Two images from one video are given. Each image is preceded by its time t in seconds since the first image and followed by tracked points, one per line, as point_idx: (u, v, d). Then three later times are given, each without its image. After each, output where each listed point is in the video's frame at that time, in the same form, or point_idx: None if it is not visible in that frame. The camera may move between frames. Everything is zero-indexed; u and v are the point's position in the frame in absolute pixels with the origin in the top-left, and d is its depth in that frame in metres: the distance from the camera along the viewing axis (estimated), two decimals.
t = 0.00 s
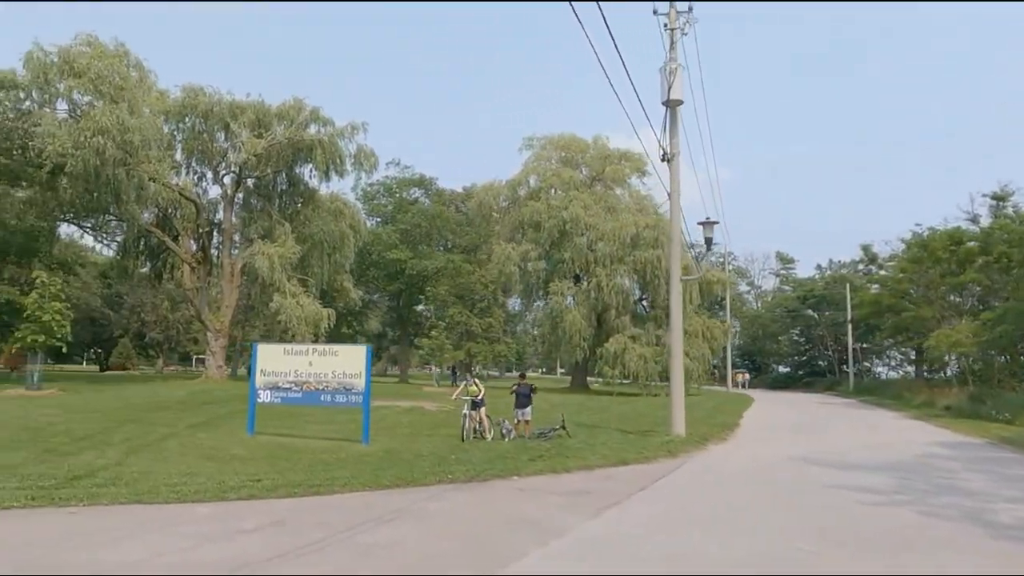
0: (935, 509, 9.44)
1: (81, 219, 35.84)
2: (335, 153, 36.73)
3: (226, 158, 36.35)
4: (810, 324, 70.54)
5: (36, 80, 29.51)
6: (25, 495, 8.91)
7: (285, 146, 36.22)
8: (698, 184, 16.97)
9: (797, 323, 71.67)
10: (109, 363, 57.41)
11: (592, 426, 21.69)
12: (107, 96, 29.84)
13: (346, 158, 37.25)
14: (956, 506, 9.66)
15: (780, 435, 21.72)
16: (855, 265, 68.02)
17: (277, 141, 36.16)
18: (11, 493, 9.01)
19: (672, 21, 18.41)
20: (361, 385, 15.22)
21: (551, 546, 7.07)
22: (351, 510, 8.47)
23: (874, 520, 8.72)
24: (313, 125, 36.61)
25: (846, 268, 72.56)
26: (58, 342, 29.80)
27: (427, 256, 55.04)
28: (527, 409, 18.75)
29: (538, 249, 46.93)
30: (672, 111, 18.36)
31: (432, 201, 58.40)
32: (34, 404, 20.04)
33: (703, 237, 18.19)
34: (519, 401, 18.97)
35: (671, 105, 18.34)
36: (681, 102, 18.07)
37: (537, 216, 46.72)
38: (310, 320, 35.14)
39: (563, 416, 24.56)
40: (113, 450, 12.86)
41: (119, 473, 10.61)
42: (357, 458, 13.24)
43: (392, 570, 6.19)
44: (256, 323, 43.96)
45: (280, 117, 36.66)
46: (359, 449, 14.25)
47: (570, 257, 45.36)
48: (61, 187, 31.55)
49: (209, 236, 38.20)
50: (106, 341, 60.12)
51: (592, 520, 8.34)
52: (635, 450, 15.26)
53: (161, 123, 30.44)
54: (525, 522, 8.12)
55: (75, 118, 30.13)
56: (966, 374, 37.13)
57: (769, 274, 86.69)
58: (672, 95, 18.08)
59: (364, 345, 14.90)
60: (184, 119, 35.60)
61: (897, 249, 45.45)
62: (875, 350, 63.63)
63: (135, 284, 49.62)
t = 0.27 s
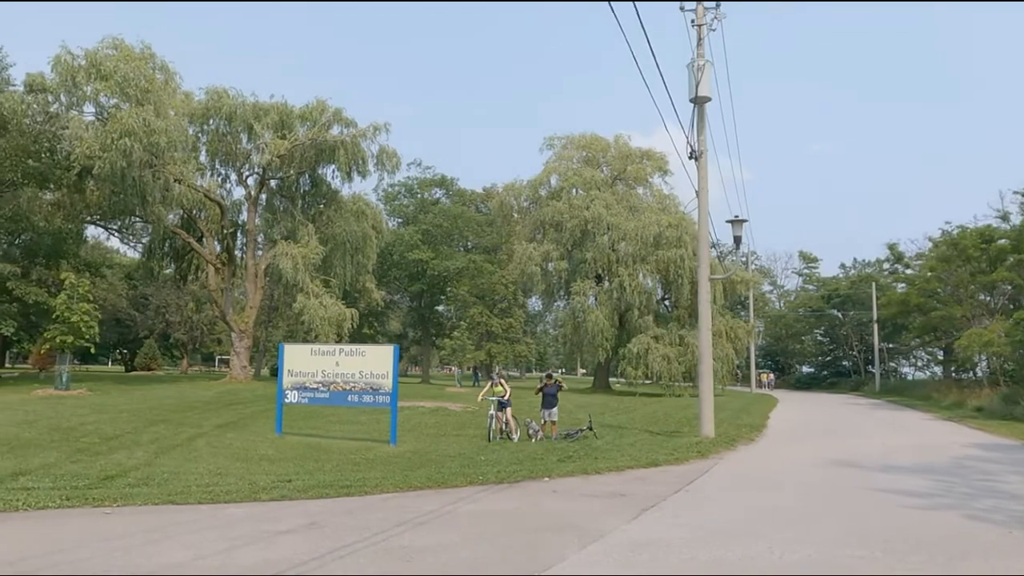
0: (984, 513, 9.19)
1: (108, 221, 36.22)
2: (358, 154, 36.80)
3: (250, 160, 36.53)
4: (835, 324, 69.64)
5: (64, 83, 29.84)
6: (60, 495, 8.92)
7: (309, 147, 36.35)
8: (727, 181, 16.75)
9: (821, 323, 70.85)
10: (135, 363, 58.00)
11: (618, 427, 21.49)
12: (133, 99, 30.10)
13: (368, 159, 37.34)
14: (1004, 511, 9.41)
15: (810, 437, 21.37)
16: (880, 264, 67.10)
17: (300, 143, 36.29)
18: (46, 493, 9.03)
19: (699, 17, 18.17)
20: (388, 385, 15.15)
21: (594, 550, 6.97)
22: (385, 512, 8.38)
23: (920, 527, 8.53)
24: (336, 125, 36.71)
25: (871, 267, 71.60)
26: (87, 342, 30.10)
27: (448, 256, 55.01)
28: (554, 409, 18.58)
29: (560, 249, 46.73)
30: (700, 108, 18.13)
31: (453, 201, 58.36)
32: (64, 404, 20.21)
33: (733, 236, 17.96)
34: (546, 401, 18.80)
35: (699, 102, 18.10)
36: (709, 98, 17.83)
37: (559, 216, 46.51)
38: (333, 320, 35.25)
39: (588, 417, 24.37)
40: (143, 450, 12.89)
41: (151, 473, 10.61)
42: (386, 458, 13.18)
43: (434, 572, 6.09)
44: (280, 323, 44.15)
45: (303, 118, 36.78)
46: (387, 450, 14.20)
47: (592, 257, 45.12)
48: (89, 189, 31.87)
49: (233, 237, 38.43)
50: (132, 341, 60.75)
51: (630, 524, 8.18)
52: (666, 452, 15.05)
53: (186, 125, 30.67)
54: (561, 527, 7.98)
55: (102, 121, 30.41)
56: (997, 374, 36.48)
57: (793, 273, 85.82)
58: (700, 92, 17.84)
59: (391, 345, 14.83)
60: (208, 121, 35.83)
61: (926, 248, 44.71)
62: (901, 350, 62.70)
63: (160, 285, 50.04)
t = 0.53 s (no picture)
0: None
1: (133, 222, 36.50)
2: (380, 154, 36.83)
3: (272, 161, 36.63)
4: (859, 324, 68.74)
5: (89, 85, 30.10)
6: (90, 495, 8.86)
7: (330, 148, 36.44)
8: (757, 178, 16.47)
9: (845, 323, 69.99)
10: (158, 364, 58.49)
11: (644, 428, 21.25)
12: (157, 100, 30.29)
13: (389, 159, 37.34)
14: None
15: (841, 438, 20.97)
16: (905, 263, 66.15)
17: (322, 143, 36.38)
18: (76, 493, 8.97)
19: (727, 12, 17.87)
20: (415, 385, 15.03)
21: (635, 553, 6.77)
22: (416, 514, 8.23)
23: (970, 531, 8.23)
24: (357, 126, 36.74)
25: (896, 266, 70.63)
26: (113, 342, 30.32)
27: (469, 256, 54.93)
28: (580, 410, 18.39)
29: (581, 249, 46.47)
30: (729, 104, 17.84)
31: (473, 201, 58.27)
32: (91, 404, 20.31)
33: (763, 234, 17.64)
34: (572, 402, 18.59)
35: (727, 98, 17.80)
36: (738, 94, 17.52)
37: (580, 216, 46.25)
38: (355, 320, 35.30)
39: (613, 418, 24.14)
40: (171, 450, 12.85)
41: (179, 473, 10.54)
42: (414, 458, 13.06)
43: None
44: (302, 323, 44.28)
45: (325, 119, 36.86)
46: (414, 451, 14.07)
47: (614, 257, 44.84)
48: (114, 190, 32.11)
49: (255, 238, 38.60)
50: (156, 342, 61.26)
51: (666, 527, 7.96)
52: (696, 452, 14.79)
53: (210, 126, 30.82)
54: (595, 529, 7.77)
55: (126, 122, 30.63)
56: None
57: (816, 273, 84.88)
58: (728, 87, 17.54)
59: (417, 344, 14.71)
60: (230, 122, 36.00)
61: (954, 247, 43.97)
62: (928, 350, 61.75)
63: (183, 286, 50.38)
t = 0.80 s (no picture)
0: None
1: (154, 224, 36.74)
2: (398, 154, 36.82)
3: (291, 162, 36.69)
4: (881, 324, 67.87)
5: (111, 88, 30.28)
6: (119, 498, 8.77)
7: (349, 149, 36.48)
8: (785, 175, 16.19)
9: (867, 323, 69.16)
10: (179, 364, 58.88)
11: (668, 429, 21.01)
12: (178, 102, 30.42)
13: (408, 160, 37.29)
14: None
15: (870, 440, 20.60)
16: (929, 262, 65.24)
17: (341, 144, 36.43)
18: (105, 495, 8.88)
19: (753, 7, 17.61)
20: (439, 386, 14.87)
21: (675, 561, 6.61)
22: (447, 518, 8.06)
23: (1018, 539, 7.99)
24: (376, 126, 36.74)
25: (919, 265, 69.70)
26: (135, 343, 30.49)
27: (487, 257, 54.81)
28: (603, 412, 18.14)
29: (600, 249, 46.19)
30: (755, 101, 17.56)
31: (490, 202, 58.14)
32: (115, 404, 20.35)
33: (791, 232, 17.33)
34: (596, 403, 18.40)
35: (753, 94, 17.54)
36: (765, 90, 17.25)
37: (598, 215, 45.98)
38: (374, 321, 35.30)
39: (636, 419, 23.92)
40: (197, 451, 12.79)
41: (206, 475, 10.46)
42: (440, 460, 12.94)
43: None
44: (321, 324, 44.37)
45: (344, 119, 36.86)
46: (440, 452, 13.95)
47: (633, 257, 44.55)
48: (135, 192, 32.29)
49: (275, 239, 38.69)
50: (176, 342, 61.66)
51: (705, 533, 7.78)
52: (725, 455, 14.54)
53: (230, 128, 30.94)
54: (634, 536, 7.61)
55: (148, 124, 30.83)
56: None
57: (836, 272, 83.98)
58: (755, 84, 17.28)
59: (441, 345, 14.57)
60: (250, 124, 36.10)
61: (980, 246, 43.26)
62: (952, 351, 60.85)
63: (204, 286, 50.63)
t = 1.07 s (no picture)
0: None
1: (173, 225, 36.90)
2: (416, 154, 36.79)
3: (309, 162, 36.74)
4: (902, 323, 67.08)
5: (131, 89, 30.43)
6: (146, 498, 8.72)
7: (367, 149, 36.48)
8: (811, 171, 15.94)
9: (887, 322, 68.40)
10: (198, 364, 59.20)
11: (691, 429, 20.80)
12: (198, 102, 30.51)
13: (425, 159, 37.23)
14: None
15: (897, 441, 20.28)
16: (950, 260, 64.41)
17: (359, 144, 36.44)
18: (132, 495, 8.83)
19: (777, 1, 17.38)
20: (462, 386, 14.75)
21: (715, 564, 6.45)
22: (478, 519, 7.92)
23: None
24: (393, 126, 36.72)
25: (940, 264, 68.85)
26: (156, 343, 30.62)
27: (503, 256, 54.66)
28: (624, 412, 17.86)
29: (617, 248, 45.90)
30: (780, 97, 17.33)
31: (506, 201, 58.00)
32: (138, 404, 20.40)
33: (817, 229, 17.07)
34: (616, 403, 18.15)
35: (778, 89, 17.31)
36: (790, 85, 17.02)
37: (616, 214, 45.71)
38: (392, 320, 35.28)
39: (658, 419, 23.71)
40: (221, 450, 12.74)
41: (232, 475, 10.39)
42: (464, 460, 12.83)
43: None
44: (338, 324, 44.41)
45: (361, 119, 36.84)
46: (463, 453, 13.84)
47: (651, 256, 44.26)
48: (155, 192, 32.42)
49: (293, 239, 38.76)
50: (195, 343, 62.00)
51: (741, 536, 7.62)
52: (752, 455, 14.31)
53: (249, 128, 31.00)
54: (669, 539, 7.46)
55: (167, 125, 30.95)
56: None
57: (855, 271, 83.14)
58: (779, 79, 17.05)
59: (464, 344, 14.46)
60: (268, 124, 36.18)
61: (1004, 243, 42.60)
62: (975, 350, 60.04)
63: (222, 287, 50.84)
